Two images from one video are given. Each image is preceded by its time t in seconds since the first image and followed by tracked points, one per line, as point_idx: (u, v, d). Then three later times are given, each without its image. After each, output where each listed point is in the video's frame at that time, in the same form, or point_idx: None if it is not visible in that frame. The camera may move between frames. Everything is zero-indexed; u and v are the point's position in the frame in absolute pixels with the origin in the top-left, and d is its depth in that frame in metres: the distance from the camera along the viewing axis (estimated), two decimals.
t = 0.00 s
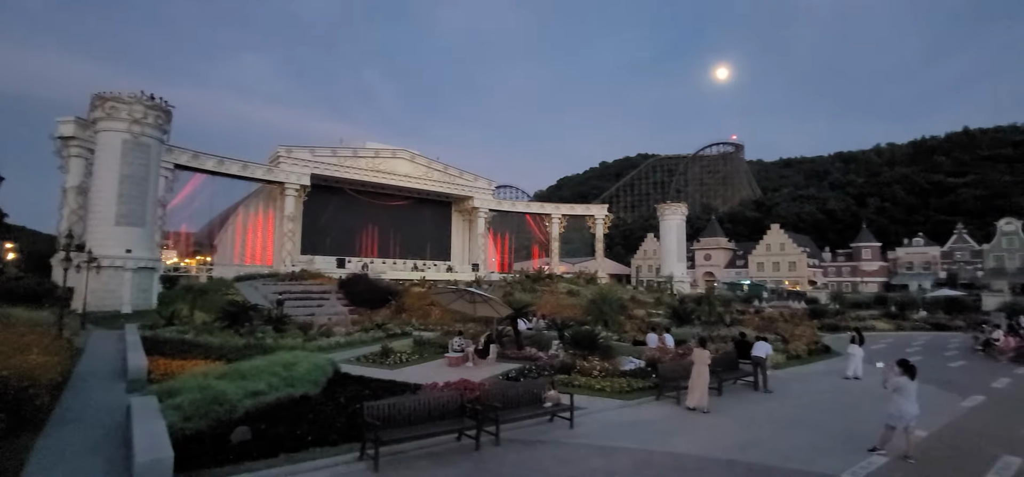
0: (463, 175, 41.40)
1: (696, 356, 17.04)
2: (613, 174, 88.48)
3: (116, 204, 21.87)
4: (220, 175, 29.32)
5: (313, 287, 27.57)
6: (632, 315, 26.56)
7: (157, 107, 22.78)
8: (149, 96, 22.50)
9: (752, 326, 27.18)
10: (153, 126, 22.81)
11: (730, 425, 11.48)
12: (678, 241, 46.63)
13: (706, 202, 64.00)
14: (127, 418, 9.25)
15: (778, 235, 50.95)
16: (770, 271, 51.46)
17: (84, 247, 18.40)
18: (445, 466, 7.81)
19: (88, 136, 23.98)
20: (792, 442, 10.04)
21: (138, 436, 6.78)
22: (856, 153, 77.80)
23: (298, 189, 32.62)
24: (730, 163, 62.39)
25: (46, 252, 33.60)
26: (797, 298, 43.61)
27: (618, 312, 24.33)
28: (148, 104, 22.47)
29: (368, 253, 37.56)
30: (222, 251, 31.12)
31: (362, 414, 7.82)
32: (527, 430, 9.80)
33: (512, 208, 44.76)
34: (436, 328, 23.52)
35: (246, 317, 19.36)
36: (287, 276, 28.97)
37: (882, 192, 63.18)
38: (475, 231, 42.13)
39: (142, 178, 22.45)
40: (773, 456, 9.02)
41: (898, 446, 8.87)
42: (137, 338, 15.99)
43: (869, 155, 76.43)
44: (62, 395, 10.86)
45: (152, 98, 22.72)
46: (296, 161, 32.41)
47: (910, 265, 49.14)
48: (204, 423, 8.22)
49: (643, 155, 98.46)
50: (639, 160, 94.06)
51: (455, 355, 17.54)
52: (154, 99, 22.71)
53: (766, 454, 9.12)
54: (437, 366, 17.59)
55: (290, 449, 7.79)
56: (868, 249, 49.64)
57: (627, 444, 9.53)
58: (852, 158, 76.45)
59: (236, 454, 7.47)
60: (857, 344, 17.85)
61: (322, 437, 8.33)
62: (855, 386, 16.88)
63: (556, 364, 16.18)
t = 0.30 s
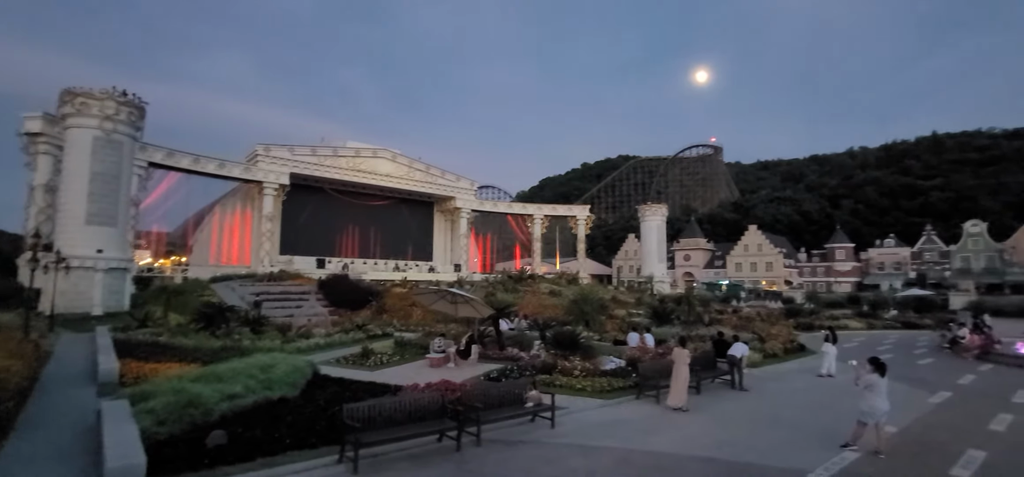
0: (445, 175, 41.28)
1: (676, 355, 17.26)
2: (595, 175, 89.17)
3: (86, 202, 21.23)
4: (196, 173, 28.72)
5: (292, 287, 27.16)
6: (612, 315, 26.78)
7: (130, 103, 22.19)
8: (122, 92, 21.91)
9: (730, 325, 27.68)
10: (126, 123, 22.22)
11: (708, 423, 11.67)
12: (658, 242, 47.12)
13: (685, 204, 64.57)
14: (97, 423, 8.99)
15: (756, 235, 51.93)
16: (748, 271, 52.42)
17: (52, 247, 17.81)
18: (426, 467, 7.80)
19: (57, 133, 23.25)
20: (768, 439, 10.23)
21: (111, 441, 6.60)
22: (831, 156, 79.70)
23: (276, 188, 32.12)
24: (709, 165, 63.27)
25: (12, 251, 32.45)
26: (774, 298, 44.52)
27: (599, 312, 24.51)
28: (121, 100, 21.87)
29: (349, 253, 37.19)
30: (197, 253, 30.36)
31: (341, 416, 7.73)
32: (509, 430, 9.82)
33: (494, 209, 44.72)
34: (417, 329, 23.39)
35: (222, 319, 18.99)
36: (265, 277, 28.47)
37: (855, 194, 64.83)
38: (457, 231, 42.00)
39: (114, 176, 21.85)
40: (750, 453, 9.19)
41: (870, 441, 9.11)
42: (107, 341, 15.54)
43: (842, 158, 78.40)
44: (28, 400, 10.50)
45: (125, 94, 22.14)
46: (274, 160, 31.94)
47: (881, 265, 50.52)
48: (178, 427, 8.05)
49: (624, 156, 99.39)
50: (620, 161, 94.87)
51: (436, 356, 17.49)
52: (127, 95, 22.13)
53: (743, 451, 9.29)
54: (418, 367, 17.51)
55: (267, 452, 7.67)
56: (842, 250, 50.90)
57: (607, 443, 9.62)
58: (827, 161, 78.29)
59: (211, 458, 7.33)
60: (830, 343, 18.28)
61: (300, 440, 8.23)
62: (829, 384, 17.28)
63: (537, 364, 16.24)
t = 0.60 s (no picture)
0: (426, 175, 41.10)
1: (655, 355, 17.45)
2: (576, 177, 89.79)
3: (52, 201, 20.54)
4: (169, 172, 28.07)
5: (269, 289, 26.68)
6: (593, 315, 26.95)
7: (100, 99, 21.51)
8: (91, 87, 21.25)
9: (708, 325, 28.17)
10: (95, 119, 21.56)
11: (686, 421, 11.84)
12: (638, 242, 47.61)
13: (664, 205, 64.43)
14: (64, 430, 8.72)
15: (733, 237, 52.90)
16: (725, 272, 53.34)
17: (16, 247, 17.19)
18: (405, 469, 7.75)
19: (21, 129, 22.45)
20: (744, 436, 10.43)
21: (77, 448, 6.41)
22: (805, 159, 81.67)
23: (253, 188, 31.52)
24: (687, 167, 63.50)
25: None
26: (750, 298, 45.43)
27: (580, 313, 24.68)
28: (90, 96, 21.21)
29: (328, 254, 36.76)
30: (170, 253, 29.26)
31: (319, 419, 7.63)
32: (489, 431, 9.82)
33: (475, 209, 44.63)
34: (398, 330, 23.23)
35: (196, 321, 18.56)
36: (241, 278, 27.92)
37: (828, 196, 66.55)
38: (438, 232, 41.83)
39: (82, 174, 21.20)
40: (726, 450, 9.35)
41: (842, 437, 9.37)
42: (74, 344, 15.05)
43: (815, 161, 80.38)
44: None
45: (94, 90, 21.47)
46: (251, 159, 31.17)
47: (853, 266, 51.94)
48: (150, 432, 7.85)
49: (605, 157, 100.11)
50: (601, 163, 95.54)
51: (417, 357, 17.42)
52: (96, 91, 21.47)
53: (719, 449, 9.45)
54: (398, 368, 17.38)
55: (242, 457, 7.53)
56: (815, 251, 52.18)
57: (587, 443, 9.70)
58: (802, 164, 80.23)
59: (184, 464, 7.17)
60: (804, 341, 18.72)
61: (277, 444, 8.09)
62: (803, 381, 17.70)
63: (518, 365, 16.28)
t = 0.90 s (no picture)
0: (407, 176, 40.81)
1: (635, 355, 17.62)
2: (558, 178, 90.12)
3: (18, 201, 19.84)
4: (141, 171, 27.40)
5: (247, 290, 26.18)
6: (575, 316, 27.08)
7: (69, 96, 20.79)
8: (59, 83, 20.52)
9: (687, 325, 28.58)
10: (64, 116, 20.88)
11: (666, 420, 11.99)
12: (619, 243, 47.99)
13: (646, 206, 64.95)
14: (30, 437, 8.45)
15: (711, 238, 53.73)
16: (704, 272, 54.16)
17: None
18: (385, 472, 7.69)
19: None
20: (721, 434, 10.60)
21: (43, 456, 6.21)
22: (781, 163, 83.35)
23: (229, 187, 30.91)
24: (667, 169, 64.24)
25: None
26: (728, 298, 46.20)
27: (561, 313, 24.77)
28: (58, 92, 20.49)
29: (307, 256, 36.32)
30: (144, 255, 28.21)
31: (298, 422, 7.52)
32: (470, 433, 9.81)
33: (456, 210, 44.48)
34: (378, 332, 23.02)
35: (170, 324, 18.14)
36: (217, 279, 27.35)
37: (803, 198, 68.07)
38: (420, 233, 41.61)
39: (50, 173, 20.50)
40: (704, 448, 9.50)
41: (816, 432, 9.61)
42: (41, 349, 14.55)
43: (791, 164, 82.21)
44: None
45: (62, 86, 20.74)
46: (228, 158, 30.61)
47: (827, 266, 53.22)
48: (120, 438, 7.65)
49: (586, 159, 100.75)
50: (582, 164, 95.97)
51: (398, 359, 17.30)
52: (64, 87, 20.75)
53: (697, 447, 9.59)
54: (378, 371, 17.23)
55: (217, 463, 7.38)
56: (791, 251, 53.34)
57: (568, 443, 9.75)
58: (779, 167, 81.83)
59: (156, 471, 7.01)
60: (780, 340, 19.06)
61: (254, 448, 7.95)
62: (778, 379, 18.07)
63: (499, 366, 16.30)
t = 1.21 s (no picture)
0: (390, 176, 40.26)
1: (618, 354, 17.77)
2: (541, 179, 90.37)
3: None
4: (114, 170, 26.73)
5: (225, 292, 25.69)
6: (557, 316, 27.20)
7: (37, 93, 20.13)
8: (27, 80, 19.85)
9: (668, 325, 28.92)
10: (32, 114, 20.22)
11: (648, 419, 12.10)
12: (601, 244, 48.29)
13: (627, 207, 65.49)
14: None
15: (692, 239, 54.47)
16: (685, 273, 54.85)
17: None
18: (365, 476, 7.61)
19: None
20: (701, 432, 10.73)
21: (8, 467, 5.93)
22: (760, 165, 84.90)
23: (206, 188, 30.27)
24: (649, 170, 65.07)
25: None
26: (708, 298, 46.88)
27: (544, 314, 24.86)
28: (25, 89, 19.83)
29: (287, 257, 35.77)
30: (115, 257, 27.67)
31: (276, 427, 7.38)
32: (453, 435, 9.79)
33: (439, 211, 44.27)
34: (360, 334, 22.81)
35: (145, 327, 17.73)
36: (194, 281, 26.79)
37: (781, 199, 69.50)
38: (402, 234, 41.33)
39: (17, 172, 19.83)
40: (685, 447, 9.60)
41: (794, 429, 9.80)
42: (7, 354, 14.06)
43: (769, 167, 83.73)
44: None
45: (31, 83, 20.07)
46: (205, 158, 29.91)
47: (803, 266, 54.38)
48: (91, 446, 7.35)
49: (569, 160, 101.30)
50: (565, 165, 96.32)
51: (380, 361, 17.15)
52: (33, 84, 20.08)
53: (678, 446, 9.69)
54: (360, 373, 17.08)
55: (193, 469, 7.20)
56: (769, 252, 54.38)
57: (551, 444, 9.78)
58: (758, 170, 83.29)
59: None
60: (759, 339, 19.37)
61: (231, 454, 7.75)
62: (757, 377, 18.37)
63: (482, 367, 16.26)
